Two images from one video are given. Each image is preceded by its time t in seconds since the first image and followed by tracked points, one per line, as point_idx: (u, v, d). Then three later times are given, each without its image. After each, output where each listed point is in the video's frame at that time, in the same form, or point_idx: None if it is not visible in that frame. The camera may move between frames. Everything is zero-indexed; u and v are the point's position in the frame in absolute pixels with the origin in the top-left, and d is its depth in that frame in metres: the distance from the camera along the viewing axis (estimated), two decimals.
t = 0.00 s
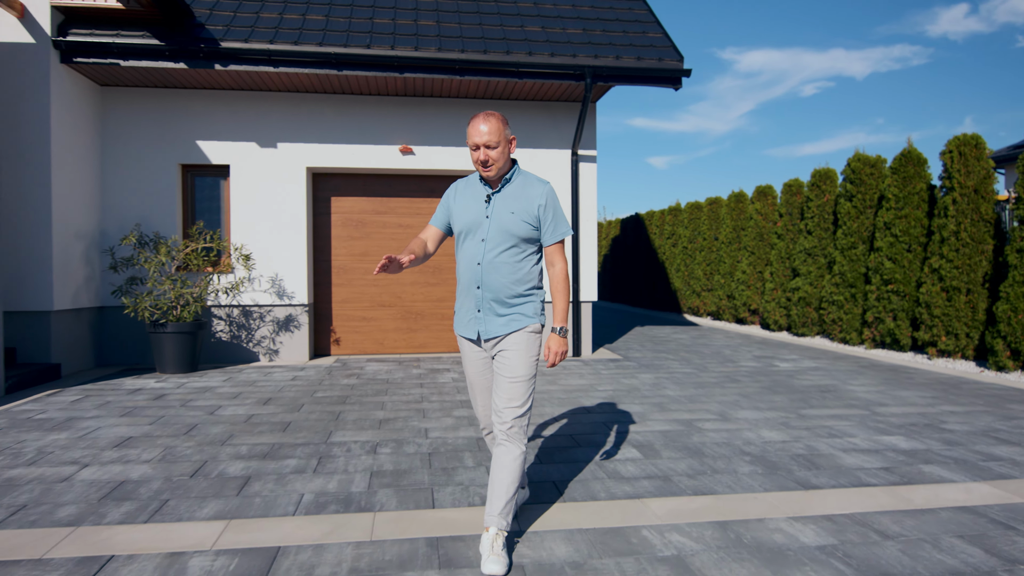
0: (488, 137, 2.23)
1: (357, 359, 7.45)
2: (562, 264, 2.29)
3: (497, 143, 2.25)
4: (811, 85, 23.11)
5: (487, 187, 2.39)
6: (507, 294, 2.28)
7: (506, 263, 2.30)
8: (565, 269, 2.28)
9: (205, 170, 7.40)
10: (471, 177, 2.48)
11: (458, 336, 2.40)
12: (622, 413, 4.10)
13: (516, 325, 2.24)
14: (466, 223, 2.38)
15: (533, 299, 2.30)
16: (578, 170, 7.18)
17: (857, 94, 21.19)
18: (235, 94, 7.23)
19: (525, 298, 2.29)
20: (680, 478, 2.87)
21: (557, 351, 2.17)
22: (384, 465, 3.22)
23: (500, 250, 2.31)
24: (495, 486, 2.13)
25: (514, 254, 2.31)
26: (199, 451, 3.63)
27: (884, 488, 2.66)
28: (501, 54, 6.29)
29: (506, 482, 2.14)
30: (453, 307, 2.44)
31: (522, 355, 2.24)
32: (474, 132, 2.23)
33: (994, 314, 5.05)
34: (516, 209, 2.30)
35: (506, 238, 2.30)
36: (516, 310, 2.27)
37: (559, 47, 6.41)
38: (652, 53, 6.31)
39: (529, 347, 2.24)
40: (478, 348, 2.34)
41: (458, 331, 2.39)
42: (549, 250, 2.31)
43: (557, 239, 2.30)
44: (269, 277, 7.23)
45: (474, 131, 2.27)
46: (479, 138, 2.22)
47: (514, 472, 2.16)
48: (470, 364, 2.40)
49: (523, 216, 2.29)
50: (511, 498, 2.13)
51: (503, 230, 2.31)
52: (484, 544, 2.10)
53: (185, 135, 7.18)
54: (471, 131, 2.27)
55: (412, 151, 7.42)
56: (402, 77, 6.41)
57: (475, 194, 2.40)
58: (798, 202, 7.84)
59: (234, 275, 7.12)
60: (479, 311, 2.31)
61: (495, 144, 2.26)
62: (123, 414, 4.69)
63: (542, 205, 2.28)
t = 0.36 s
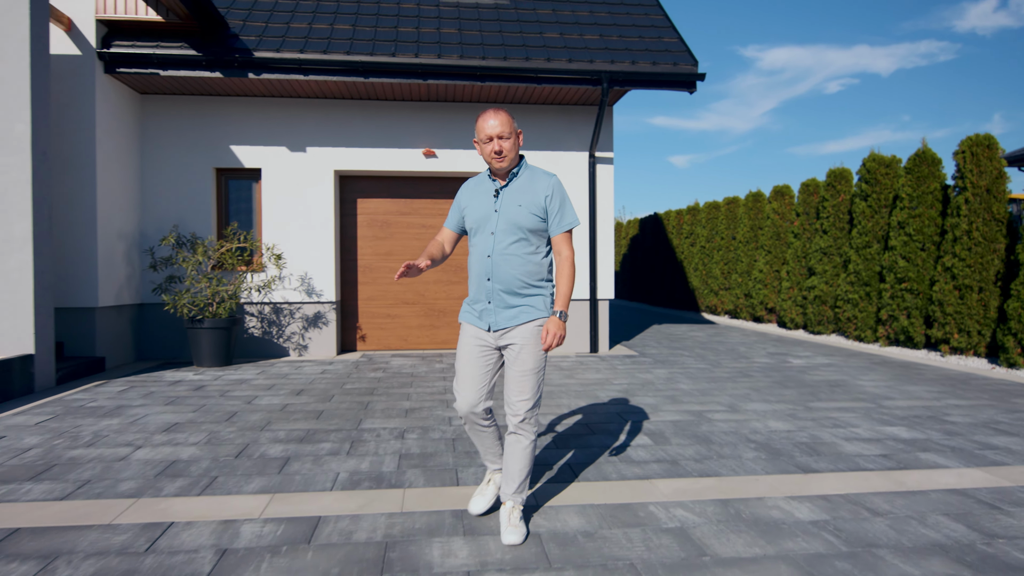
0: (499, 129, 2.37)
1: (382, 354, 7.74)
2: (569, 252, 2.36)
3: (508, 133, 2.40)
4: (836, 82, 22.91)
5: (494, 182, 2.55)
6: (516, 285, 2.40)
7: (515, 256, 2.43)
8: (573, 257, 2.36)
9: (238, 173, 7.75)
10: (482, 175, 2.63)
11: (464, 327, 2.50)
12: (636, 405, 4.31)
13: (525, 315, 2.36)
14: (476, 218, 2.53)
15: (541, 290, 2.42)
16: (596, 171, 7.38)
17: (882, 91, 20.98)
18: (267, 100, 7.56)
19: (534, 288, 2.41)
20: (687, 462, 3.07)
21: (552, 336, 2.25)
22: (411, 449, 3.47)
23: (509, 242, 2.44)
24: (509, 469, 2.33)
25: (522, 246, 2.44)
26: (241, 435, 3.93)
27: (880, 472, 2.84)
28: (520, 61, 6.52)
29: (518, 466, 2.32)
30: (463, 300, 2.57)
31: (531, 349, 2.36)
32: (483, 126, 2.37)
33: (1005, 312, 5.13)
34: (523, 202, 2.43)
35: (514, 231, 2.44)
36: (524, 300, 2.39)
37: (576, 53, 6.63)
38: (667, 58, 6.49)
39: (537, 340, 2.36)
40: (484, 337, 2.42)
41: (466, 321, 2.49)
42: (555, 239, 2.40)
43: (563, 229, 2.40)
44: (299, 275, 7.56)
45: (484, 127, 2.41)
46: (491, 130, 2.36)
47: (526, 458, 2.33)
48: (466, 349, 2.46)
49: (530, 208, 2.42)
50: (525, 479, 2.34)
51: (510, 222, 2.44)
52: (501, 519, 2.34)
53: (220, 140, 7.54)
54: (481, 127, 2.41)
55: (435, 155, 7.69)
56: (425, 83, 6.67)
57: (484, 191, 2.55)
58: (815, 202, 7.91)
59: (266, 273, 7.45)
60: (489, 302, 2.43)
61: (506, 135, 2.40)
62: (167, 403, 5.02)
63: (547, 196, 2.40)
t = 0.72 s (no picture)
0: (498, 130, 2.46)
1: (406, 349, 8.02)
2: (570, 249, 2.51)
3: (506, 134, 2.48)
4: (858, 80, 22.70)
5: (495, 183, 2.60)
6: (525, 281, 2.47)
7: (521, 252, 2.50)
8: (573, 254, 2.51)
9: (268, 175, 8.08)
10: (479, 177, 2.68)
11: (470, 324, 2.52)
12: (649, 396, 4.50)
13: (536, 309, 2.46)
14: (480, 218, 2.57)
15: (548, 286, 2.51)
16: (612, 172, 7.57)
17: (905, 88, 20.77)
18: (295, 105, 7.88)
19: (541, 284, 2.50)
20: (696, 446, 3.27)
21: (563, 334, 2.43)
22: (437, 433, 3.72)
23: (515, 239, 2.51)
24: (524, 450, 2.50)
25: (527, 243, 2.51)
26: (278, 420, 4.22)
27: (879, 457, 3.01)
28: (539, 65, 6.74)
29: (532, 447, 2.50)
30: (467, 298, 2.59)
31: (538, 344, 2.47)
32: (482, 128, 2.46)
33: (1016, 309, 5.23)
34: (527, 200, 2.51)
35: (520, 228, 2.51)
36: (534, 295, 2.47)
37: (593, 57, 6.83)
38: (682, 61, 6.67)
39: (544, 336, 2.47)
40: (491, 333, 2.48)
41: (473, 319, 2.52)
42: (557, 237, 2.53)
43: (565, 226, 2.52)
44: (326, 273, 7.87)
45: (483, 129, 2.50)
46: (490, 131, 2.45)
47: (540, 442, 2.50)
48: (472, 345, 2.50)
49: (534, 206, 2.51)
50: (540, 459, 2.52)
51: (516, 220, 2.51)
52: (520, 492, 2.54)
53: (251, 144, 7.88)
54: (480, 129, 2.50)
55: (457, 156, 7.94)
56: (448, 88, 6.92)
57: (486, 191, 2.60)
58: (828, 201, 8.02)
59: (295, 271, 7.77)
60: (498, 299, 2.48)
61: (504, 136, 2.49)
62: (207, 392, 5.35)
63: (550, 194, 2.50)
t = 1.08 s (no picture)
0: (482, 130, 2.56)
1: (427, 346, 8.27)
2: (554, 245, 2.66)
3: (490, 134, 2.59)
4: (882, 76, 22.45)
5: (478, 183, 2.69)
6: (513, 276, 2.59)
7: (509, 248, 2.62)
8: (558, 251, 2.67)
9: (295, 178, 8.38)
10: (460, 178, 2.77)
11: (461, 322, 2.61)
12: (662, 390, 4.69)
13: (526, 302, 2.57)
14: (465, 217, 2.66)
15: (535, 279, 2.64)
16: (627, 173, 7.73)
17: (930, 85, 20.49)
18: (321, 110, 8.18)
19: (529, 277, 2.63)
20: (704, 436, 3.46)
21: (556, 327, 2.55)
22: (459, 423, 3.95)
23: (502, 236, 2.63)
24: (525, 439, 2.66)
25: (514, 240, 2.64)
26: (309, 410, 4.48)
27: (878, 447, 3.17)
28: (556, 71, 6.95)
29: (531, 435, 2.65)
30: (454, 296, 2.66)
31: (528, 336, 2.57)
32: (468, 127, 2.55)
33: None
34: (512, 198, 2.64)
35: (506, 226, 2.63)
36: (522, 289, 2.58)
37: (609, 62, 7.01)
38: (696, 65, 6.82)
39: (532, 327, 2.57)
40: (482, 330, 2.59)
41: (464, 317, 2.60)
42: (541, 233, 2.68)
43: (549, 221, 2.67)
44: (350, 273, 8.15)
45: (467, 128, 2.59)
46: (475, 130, 2.54)
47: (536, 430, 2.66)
48: (465, 345, 2.60)
49: (519, 204, 2.64)
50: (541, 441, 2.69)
51: (502, 218, 2.63)
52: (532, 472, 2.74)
53: (279, 148, 8.19)
54: (465, 128, 2.59)
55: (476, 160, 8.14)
56: (468, 93, 7.15)
57: (469, 190, 2.69)
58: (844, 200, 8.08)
59: (321, 271, 8.07)
60: (488, 295, 2.57)
61: (487, 136, 2.59)
62: (241, 384, 5.65)
63: (534, 192, 2.64)
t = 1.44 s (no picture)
0: (484, 132, 2.61)
1: (448, 343, 8.52)
2: (547, 241, 2.60)
3: (492, 138, 2.64)
4: (906, 74, 22.18)
5: (475, 185, 2.76)
6: (505, 275, 2.63)
7: (502, 248, 2.67)
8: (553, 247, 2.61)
9: (320, 181, 8.68)
10: (460, 179, 2.86)
11: (462, 319, 2.72)
12: (674, 385, 4.87)
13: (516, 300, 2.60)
14: (462, 219, 2.75)
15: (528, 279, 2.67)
16: (642, 174, 7.90)
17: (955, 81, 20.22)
18: (346, 115, 8.48)
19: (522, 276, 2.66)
20: (711, 427, 3.63)
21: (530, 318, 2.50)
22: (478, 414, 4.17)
23: (495, 236, 2.68)
24: (498, 447, 2.50)
25: (507, 240, 2.68)
26: (337, 402, 4.74)
27: (878, 438, 3.32)
28: (572, 75, 7.15)
29: (506, 440, 2.51)
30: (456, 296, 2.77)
31: (516, 330, 2.59)
32: (471, 129, 2.60)
33: None
34: (505, 199, 2.67)
35: (499, 226, 2.67)
36: (514, 288, 2.62)
37: (624, 66, 7.21)
38: (709, 68, 7.01)
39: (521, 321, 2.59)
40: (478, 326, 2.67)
41: (462, 314, 2.71)
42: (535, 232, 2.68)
43: (543, 220, 2.66)
44: (373, 272, 8.43)
45: (470, 130, 2.63)
46: (479, 133, 2.59)
47: (513, 437, 2.52)
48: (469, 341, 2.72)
49: (511, 204, 2.66)
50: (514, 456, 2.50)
51: (496, 219, 2.68)
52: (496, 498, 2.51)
53: (305, 152, 8.49)
54: (467, 131, 2.63)
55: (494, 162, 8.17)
56: (487, 98, 7.38)
57: (466, 193, 2.77)
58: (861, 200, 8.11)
59: (345, 270, 8.36)
60: (481, 294, 2.64)
61: (490, 139, 2.65)
62: (271, 378, 5.94)
63: (526, 193, 2.64)
